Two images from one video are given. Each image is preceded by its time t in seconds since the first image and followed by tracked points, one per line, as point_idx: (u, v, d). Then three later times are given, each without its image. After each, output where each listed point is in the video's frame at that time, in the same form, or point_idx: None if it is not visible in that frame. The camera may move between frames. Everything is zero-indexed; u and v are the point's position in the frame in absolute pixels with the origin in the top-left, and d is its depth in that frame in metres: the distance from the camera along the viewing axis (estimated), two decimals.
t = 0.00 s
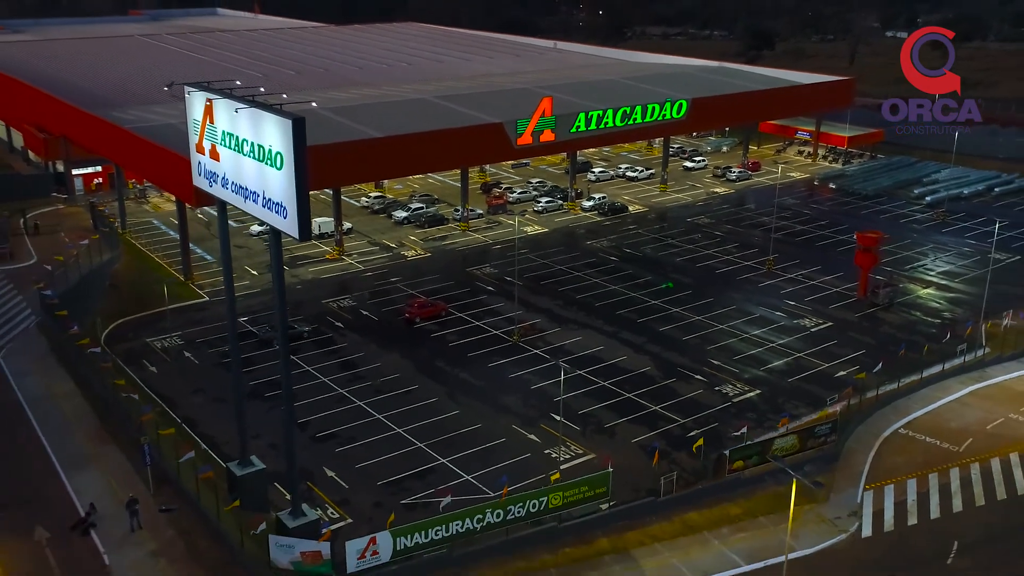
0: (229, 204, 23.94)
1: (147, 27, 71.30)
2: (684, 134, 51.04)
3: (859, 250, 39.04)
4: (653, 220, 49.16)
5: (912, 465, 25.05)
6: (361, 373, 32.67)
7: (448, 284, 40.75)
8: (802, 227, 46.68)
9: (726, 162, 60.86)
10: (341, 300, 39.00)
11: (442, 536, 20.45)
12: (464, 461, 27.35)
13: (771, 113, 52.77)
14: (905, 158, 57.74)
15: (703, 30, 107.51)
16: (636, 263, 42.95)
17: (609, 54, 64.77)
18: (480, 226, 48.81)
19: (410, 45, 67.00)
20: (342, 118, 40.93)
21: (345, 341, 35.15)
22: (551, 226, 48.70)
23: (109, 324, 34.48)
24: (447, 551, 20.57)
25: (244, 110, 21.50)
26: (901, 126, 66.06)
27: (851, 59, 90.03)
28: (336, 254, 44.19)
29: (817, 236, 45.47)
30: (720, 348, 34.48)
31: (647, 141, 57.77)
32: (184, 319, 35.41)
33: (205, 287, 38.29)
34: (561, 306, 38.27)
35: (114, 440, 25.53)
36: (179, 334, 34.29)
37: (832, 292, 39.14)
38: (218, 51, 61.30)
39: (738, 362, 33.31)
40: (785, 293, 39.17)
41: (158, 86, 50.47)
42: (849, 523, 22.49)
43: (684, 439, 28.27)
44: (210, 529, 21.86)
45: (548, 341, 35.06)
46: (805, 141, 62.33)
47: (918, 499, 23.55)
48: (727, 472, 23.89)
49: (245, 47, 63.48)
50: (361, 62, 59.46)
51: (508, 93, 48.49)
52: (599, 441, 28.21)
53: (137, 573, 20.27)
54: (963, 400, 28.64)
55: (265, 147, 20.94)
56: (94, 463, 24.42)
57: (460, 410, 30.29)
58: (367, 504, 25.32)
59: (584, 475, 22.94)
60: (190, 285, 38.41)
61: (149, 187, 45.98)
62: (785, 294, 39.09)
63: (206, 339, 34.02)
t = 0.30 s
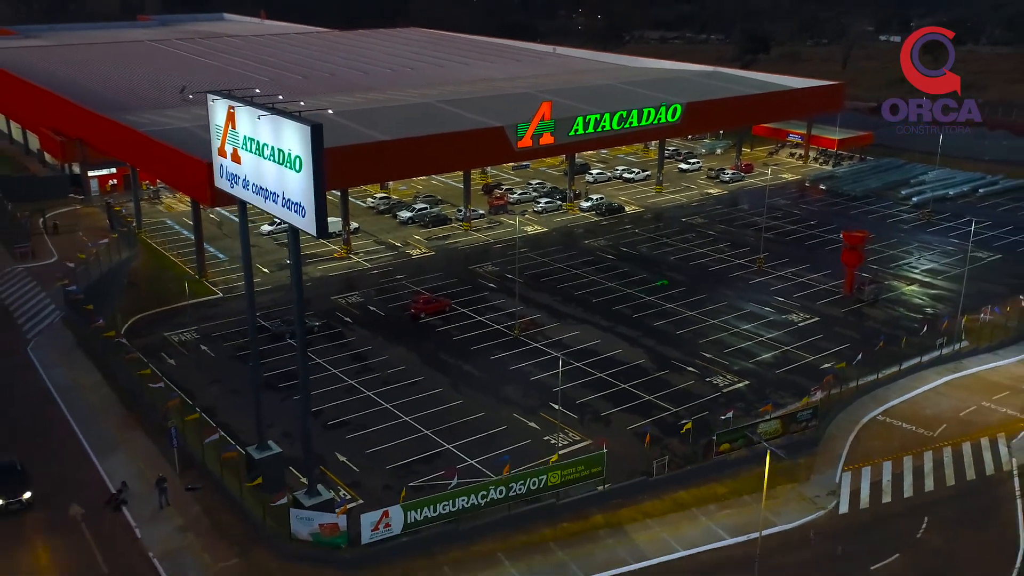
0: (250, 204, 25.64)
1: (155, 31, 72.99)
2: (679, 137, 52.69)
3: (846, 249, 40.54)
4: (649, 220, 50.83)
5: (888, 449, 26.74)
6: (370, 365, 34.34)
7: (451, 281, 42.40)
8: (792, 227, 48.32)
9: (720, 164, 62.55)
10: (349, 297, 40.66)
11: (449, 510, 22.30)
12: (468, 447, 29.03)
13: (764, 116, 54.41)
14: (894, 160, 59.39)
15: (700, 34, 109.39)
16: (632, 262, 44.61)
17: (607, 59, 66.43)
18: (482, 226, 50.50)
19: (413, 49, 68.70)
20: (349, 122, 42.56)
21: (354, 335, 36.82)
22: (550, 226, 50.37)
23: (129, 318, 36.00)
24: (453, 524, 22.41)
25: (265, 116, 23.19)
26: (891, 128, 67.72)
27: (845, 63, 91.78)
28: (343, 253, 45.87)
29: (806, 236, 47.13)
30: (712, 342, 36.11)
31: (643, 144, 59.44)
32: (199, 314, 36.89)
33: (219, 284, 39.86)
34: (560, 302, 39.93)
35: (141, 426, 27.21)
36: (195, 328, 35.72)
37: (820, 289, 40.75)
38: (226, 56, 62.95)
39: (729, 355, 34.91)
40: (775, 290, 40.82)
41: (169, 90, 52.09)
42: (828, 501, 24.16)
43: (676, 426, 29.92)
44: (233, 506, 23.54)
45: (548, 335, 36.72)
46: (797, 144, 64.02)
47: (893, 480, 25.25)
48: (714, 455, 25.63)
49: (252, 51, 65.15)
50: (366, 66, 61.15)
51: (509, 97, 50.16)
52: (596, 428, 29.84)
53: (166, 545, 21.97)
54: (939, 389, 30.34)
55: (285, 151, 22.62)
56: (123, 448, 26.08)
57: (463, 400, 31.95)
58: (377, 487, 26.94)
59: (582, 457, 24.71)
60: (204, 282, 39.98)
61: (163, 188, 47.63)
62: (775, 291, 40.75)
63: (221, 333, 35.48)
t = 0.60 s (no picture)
0: (269, 204, 27.53)
1: (165, 36, 75.00)
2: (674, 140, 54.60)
3: (831, 247, 42.32)
4: (644, 220, 52.73)
5: (864, 433, 28.66)
6: (378, 357, 36.25)
7: (454, 278, 44.29)
8: (782, 227, 50.21)
9: (713, 166, 64.47)
10: (356, 293, 42.54)
11: (455, 486, 24.35)
12: (472, 432, 30.94)
13: (756, 120, 56.29)
14: (882, 162, 61.27)
15: (697, 39, 111.47)
16: (627, 260, 46.51)
17: (605, 64, 68.39)
18: (484, 226, 52.41)
19: (416, 55, 70.66)
20: (356, 126, 44.45)
21: (362, 329, 38.71)
22: (549, 226, 52.28)
23: (148, 313, 37.78)
24: (459, 500, 24.40)
25: (285, 123, 25.07)
26: (880, 131, 69.63)
27: (838, 66, 93.74)
28: (350, 252, 47.78)
29: (795, 235, 49.03)
30: (703, 335, 37.98)
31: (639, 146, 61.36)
32: (214, 309, 38.61)
33: (232, 282, 41.60)
34: (558, 298, 41.81)
35: (166, 412, 29.11)
36: (211, 323, 37.37)
37: (806, 285, 42.61)
38: (235, 60, 64.88)
39: (718, 348, 36.70)
40: (764, 286, 42.70)
41: (182, 95, 54.02)
42: (805, 480, 26.06)
43: (667, 413, 31.77)
44: (255, 483, 25.49)
45: (547, 329, 38.63)
46: (788, 146, 65.91)
47: (868, 460, 27.16)
48: (701, 437, 27.67)
49: (260, 56, 67.08)
50: (371, 71, 63.09)
51: (510, 102, 52.09)
52: (592, 415, 31.62)
53: (195, 519, 23.89)
54: (914, 378, 32.27)
55: (303, 155, 24.50)
56: (150, 431, 27.99)
57: (466, 389, 33.85)
58: (386, 468, 28.84)
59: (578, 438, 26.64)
60: (218, 279, 41.73)
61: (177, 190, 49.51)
62: (763, 287, 42.63)
63: (236, 327, 37.13)
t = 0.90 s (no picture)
0: (284, 206, 29.42)
1: (173, 41, 76.85)
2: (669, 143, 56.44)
3: (818, 246, 44.09)
4: (640, 220, 54.56)
5: (843, 420, 30.51)
6: (384, 351, 38.09)
7: (456, 276, 46.11)
8: (772, 227, 52.05)
9: (707, 168, 66.34)
10: (363, 290, 44.37)
11: (459, 467, 26.24)
12: (474, 420, 32.76)
13: (748, 124, 58.10)
14: (871, 164, 63.13)
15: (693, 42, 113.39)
16: (622, 259, 48.35)
17: (602, 69, 70.25)
18: (485, 226, 54.26)
19: (419, 60, 72.54)
20: (363, 129, 46.29)
21: (369, 325, 40.54)
22: (548, 226, 54.14)
23: (164, 309, 39.21)
24: (463, 479, 26.31)
25: (301, 130, 26.94)
26: (870, 135, 71.51)
27: (832, 70, 95.62)
28: (357, 251, 49.64)
29: (785, 235, 50.87)
30: (694, 330, 39.77)
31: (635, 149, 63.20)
32: (226, 306, 39.94)
33: (244, 280, 43.08)
34: (556, 295, 43.64)
35: (187, 401, 30.95)
36: (225, 320, 38.60)
37: (794, 283, 44.42)
38: (243, 66, 66.73)
39: (709, 342, 38.45)
40: (753, 284, 44.54)
41: (193, 99, 55.86)
42: (786, 462, 27.92)
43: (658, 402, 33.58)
44: (272, 466, 27.36)
45: (545, 324, 40.47)
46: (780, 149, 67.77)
47: (846, 445, 29.03)
48: (690, 424, 29.53)
49: (267, 60, 68.93)
50: (376, 76, 64.95)
51: (510, 107, 53.95)
52: (587, 403, 33.44)
53: (218, 498, 25.80)
54: (893, 370, 34.14)
55: (318, 159, 26.36)
56: (172, 418, 29.84)
57: (469, 380, 35.67)
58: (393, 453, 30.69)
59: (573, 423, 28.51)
60: (231, 278, 43.18)
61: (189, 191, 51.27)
62: (753, 284, 44.46)
63: (248, 323, 38.51)
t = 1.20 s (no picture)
0: (299, 208, 31.46)
1: (181, 46, 78.73)
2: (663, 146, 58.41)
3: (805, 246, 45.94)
4: (635, 221, 56.55)
5: (823, 408, 32.51)
6: (391, 345, 40.06)
7: (458, 275, 48.09)
8: (762, 228, 54.05)
9: (701, 171, 68.37)
10: (369, 288, 46.34)
11: (463, 450, 28.27)
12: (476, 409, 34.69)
13: (740, 128, 60.07)
14: (859, 167, 65.14)
15: (689, 46, 115.41)
16: (618, 258, 50.34)
17: (599, 74, 72.25)
18: (485, 226, 56.28)
19: (421, 65, 74.55)
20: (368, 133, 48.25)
21: (375, 321, 42.50)
22: (546, 227, 56.13)
23: (181, 304, 41.19)
24: (467, 461, 28.38)
25: (315, 137, 28.95)
26: (859, 138, 73.51)
27: (824, 74, 97.68)
28: (362, 251, 51.63)
29: (773, 235, 52.84)
30: (685, 325, 41.70)
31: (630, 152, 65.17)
32: (239, 303, 41.82)
33: (256, 279, 44.99)
34: (554, 293, 45.62)
35: (207, 391, 32.94)
36: (238, 316, 40.41)
37: (782, 281, 46.36)
38: (251, 70, 68.68)
39: (699, 337, 40.32)
40: (742, 282, 46.54)
41: (203, 104, 57.82)
42: (767, 447, 29.95)
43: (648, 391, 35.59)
44: (288, 449, 29.37)
45: (543, 320, 42.44)
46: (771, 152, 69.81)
47: (824, 431, 31.02)
48: (678, 412, 31.57)
49: (273, 65, 70.87)
50: (379, 81, 66.93)
51: (510, 111, 55.92)
52: (583, 393, 35.44)
53: (240, 479, 27.83)
54: (871, 363, 36.14)
55: (332, 164, 28.36)
56: (194, 407, 31.83)
57: (471, 373, 37.62)
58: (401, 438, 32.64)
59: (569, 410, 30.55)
60: (243, 276, 45.11)
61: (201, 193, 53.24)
62: (742, 282, 46.46)
63: (261, 319, 40.34)
